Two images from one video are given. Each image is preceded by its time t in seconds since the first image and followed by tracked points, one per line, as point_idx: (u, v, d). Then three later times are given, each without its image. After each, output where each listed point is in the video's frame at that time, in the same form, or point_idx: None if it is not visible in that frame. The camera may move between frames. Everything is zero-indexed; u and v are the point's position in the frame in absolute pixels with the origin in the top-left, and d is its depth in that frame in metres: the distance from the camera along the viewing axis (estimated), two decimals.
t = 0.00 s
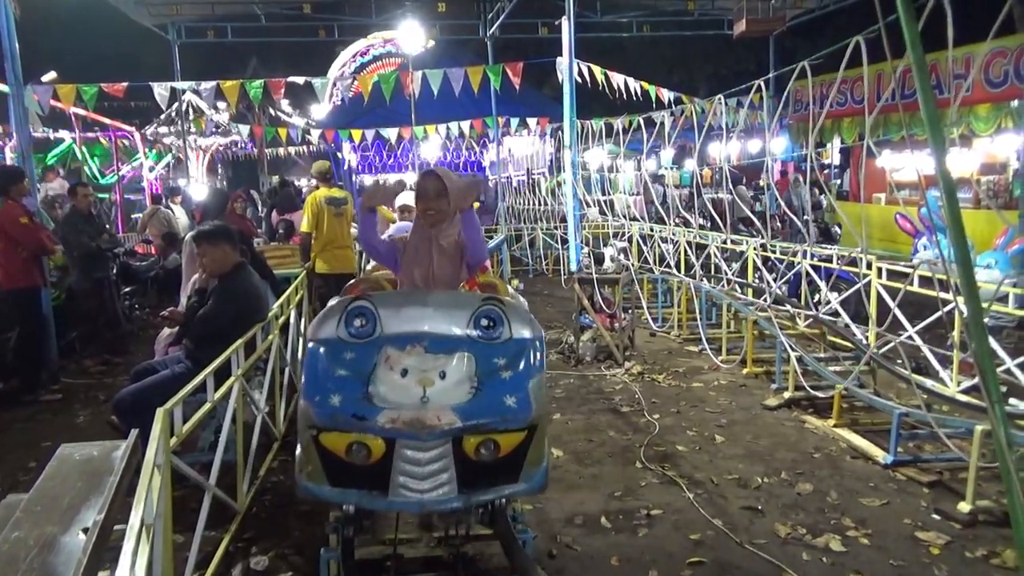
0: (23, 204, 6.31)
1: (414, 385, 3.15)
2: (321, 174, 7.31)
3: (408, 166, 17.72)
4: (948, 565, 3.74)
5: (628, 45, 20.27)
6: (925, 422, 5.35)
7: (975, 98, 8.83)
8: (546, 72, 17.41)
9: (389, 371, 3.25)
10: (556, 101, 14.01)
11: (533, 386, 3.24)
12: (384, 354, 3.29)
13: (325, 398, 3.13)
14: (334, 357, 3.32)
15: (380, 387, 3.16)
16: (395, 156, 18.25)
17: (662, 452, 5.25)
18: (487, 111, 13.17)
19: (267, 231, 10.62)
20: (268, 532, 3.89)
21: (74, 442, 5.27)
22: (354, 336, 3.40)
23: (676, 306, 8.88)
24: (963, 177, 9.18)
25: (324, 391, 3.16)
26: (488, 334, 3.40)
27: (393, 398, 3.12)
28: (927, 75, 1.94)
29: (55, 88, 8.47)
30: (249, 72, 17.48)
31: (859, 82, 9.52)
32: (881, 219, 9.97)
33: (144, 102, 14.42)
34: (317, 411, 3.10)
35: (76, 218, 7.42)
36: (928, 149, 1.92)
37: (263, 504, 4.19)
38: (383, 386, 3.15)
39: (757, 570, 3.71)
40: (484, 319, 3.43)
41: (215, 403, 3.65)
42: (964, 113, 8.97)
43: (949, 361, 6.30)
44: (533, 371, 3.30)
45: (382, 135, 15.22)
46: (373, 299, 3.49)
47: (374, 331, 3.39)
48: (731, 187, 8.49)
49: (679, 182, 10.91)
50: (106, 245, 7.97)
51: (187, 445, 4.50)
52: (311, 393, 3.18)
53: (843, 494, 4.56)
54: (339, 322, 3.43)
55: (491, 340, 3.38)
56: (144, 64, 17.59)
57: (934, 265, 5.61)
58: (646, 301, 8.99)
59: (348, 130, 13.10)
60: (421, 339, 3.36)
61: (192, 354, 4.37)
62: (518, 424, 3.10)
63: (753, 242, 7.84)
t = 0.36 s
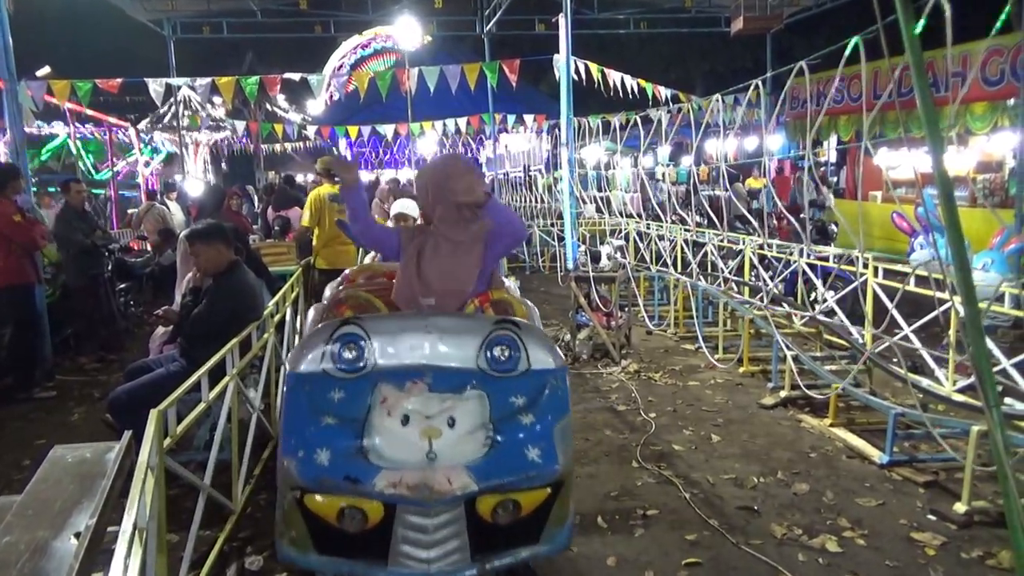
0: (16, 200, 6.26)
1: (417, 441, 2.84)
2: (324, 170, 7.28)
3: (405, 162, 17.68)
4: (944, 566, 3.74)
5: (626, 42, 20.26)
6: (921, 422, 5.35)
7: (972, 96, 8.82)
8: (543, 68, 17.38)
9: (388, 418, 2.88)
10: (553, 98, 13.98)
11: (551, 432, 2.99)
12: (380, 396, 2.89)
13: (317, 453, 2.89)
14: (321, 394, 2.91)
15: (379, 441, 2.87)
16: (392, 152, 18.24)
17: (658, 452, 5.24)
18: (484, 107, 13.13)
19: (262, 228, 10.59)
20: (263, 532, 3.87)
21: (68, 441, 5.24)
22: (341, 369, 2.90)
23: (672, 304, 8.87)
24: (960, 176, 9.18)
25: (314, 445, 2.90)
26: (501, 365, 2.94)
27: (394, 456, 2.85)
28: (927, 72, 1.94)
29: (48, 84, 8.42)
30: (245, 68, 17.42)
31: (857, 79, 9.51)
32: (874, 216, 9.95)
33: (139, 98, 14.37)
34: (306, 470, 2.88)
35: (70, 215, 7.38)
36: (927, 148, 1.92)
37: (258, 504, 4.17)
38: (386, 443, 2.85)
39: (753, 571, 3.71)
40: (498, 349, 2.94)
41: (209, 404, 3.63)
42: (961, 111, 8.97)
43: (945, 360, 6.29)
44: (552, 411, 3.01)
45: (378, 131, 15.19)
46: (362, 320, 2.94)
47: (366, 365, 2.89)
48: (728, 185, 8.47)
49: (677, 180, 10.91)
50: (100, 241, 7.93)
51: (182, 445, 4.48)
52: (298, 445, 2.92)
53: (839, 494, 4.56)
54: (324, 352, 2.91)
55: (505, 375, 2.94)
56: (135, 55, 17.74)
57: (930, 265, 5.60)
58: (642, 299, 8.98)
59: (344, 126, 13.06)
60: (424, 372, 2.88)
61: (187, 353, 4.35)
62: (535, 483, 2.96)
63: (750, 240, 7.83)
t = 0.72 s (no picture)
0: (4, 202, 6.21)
1: (485, 515, 2.30)
2: (323, 170, 7.28)
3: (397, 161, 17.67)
4: (935, 568, 3.76)
5: (619, 41, 20.25)
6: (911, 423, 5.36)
7: (963, 97, 8.85)
8: (535, 68, 17.38)
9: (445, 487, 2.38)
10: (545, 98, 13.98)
11: (633, 492, 2.51)
12: (433, 458, 2.44)
13: (361, 541, 2.26)
14: (360, 466, 2.42)
15: (437, 520, 2.30)
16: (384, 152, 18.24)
17: (650, 454, 5.24)
18: (476, 107, 13.11)
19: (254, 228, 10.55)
20: (253, 536, 3.86)
21: (57, 445, 5.21)
22: (383, 431, 2.49)
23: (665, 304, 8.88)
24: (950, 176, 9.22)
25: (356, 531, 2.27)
26: (560, 415, 2.60)
27: (461, 533, 2.27)
28: (915, 72, 1.96)
29: (37, 84, 8.36)
30: (236, 67, 17.36)
31: (848, 80, 9.52)
32: (864, 214, 9.94)
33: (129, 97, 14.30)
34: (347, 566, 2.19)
35: (59, 216, 7.33)
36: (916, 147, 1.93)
37: (249, 508, 4.15)
38: (448, 517, 2.30)
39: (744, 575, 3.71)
40: (553, 393, 2.62)
41: (198, 409, 3.61)
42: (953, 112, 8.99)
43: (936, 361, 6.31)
44: (628, 467, 2.56)
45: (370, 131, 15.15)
46: (394, 368, 2.57)
47: (409, 420, 2.51)
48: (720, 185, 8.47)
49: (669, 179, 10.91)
50: (90, 242, 7.89)
51: (173, 449, 4.46)
52: (335, 533, 2.27)
53: (830, 495, 4.57)
54: (360, 414, 2.50)
55: (567, 424, 2.59)
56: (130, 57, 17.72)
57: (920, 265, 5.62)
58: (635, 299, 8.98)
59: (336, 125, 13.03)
60: (478, 427, 2.52)
61: (177, 357, 4.33)
62: (629, 553, 2.37)
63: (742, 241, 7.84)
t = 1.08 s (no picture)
0: None
1: None
2: (313, 170, 7.25)
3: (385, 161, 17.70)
4: (920, 565, 3.78)
5: (606, 39, 20.27)
6: (897, 422, 5.39)
7: (948, 95, 8.89)
8: (523, 68, 17.39)
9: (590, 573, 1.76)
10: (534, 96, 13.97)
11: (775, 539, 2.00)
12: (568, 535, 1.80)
13: None
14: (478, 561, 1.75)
15: None
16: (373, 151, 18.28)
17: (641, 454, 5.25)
18: (464, 106, 13.09)
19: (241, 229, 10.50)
20: (239, 540, 3.83)
21: (42, 448, 5.16)
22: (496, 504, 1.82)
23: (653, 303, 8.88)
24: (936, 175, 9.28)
25: None
26: (682, 459, 2.03)
27: None
28: (898, 71, 2.01)
29: (20, 84, 8.27)
30: (223, 66, 17.28)
31: (834, 78, 9.56)
32: (850, 212, 9.96)
33: (114, 97, 14.20)
34: None
35: (42, 218, 7.26)
36: (900, 145, 1.97)
37: (235, 512, 4.13)
38: None
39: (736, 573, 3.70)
40: (674, 428, 2.04)
41: (184, 412, 3.59)
42: (938, 110, 9.03)
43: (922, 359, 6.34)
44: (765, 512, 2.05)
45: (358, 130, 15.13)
46: (496, 422, 1.90)
47: (523, 487, 1.86)
48: (707, 185, 8.49)
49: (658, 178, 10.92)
50: (74, 243, 7.82)
51: (159, 452, 4.44)
52: None
53: (817, 493, 4.59)
54: (464, 486, 1.81)
55: (689, 471, 2.02)
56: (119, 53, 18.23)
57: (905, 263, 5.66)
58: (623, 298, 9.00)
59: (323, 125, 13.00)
60: (601, 487, 1.91)
61: (163, 360, 4.31)
62: None
63: (730, 239, 7.85)
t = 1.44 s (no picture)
0: None
1: None
2: (293, 169, 7.21)
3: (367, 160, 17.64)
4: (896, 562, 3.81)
5: (588, 39, 20.32)
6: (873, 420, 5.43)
7: (925, 95, 8.96)
8: (504, 67, 17.39)
9: None
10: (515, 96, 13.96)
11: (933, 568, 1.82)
12: None
13: None
14: None
15: None
16: (354, 150, 18.22)
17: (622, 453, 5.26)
18: (445, 106, 13.06)
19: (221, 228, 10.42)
20: (216, 543, 3.80)
21: (16, 451, 5.10)
22: None
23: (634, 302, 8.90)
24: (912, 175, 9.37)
25: None
26: (843, 494, 1.77)
27: None
28: (873, 73, 2.08)
29: None
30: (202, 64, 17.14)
31: (813, 79, 9.63)
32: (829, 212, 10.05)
33: (91, 95, 14.04)
34: None
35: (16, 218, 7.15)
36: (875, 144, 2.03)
37: (213, 514, 4.10)
38: None
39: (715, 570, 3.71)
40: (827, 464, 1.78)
41: (160, 414, 3.55)
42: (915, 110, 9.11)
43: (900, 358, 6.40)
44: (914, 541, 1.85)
45: (338, 129, 15.07)
46: (700, 483, 1.54)
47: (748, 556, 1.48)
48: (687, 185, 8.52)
49: (639, 177, 10.93)
50: (49, 243, 7.72)
51: (135, 455, 4.39)
52: None
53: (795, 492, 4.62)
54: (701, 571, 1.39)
55: (848, 506, 1.76)
56: (93, 47, 18.25)
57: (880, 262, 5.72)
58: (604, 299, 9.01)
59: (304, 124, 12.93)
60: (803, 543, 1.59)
61: (139, 361, 4.26)
62: None
63: (710, 239, 7.89)
